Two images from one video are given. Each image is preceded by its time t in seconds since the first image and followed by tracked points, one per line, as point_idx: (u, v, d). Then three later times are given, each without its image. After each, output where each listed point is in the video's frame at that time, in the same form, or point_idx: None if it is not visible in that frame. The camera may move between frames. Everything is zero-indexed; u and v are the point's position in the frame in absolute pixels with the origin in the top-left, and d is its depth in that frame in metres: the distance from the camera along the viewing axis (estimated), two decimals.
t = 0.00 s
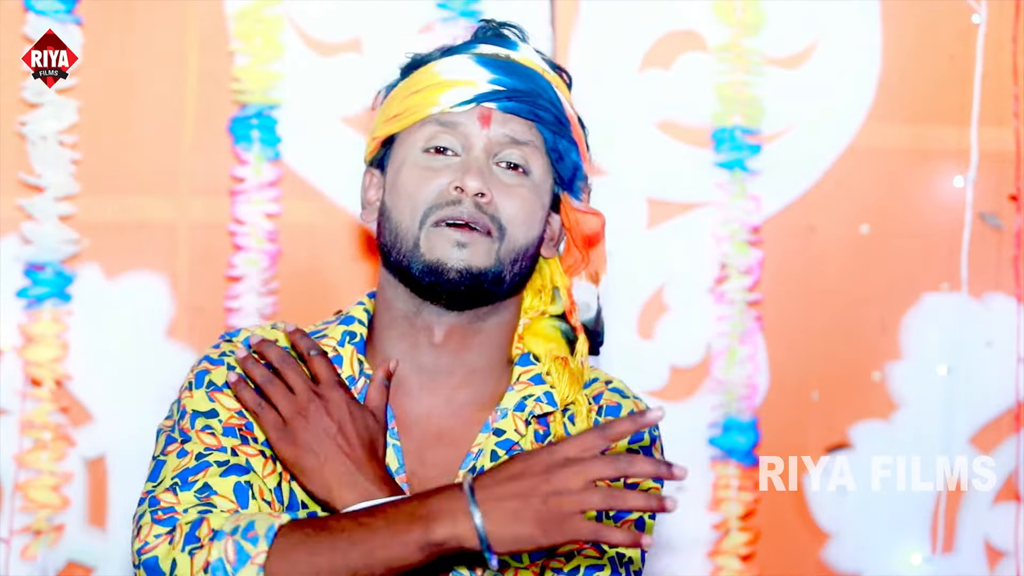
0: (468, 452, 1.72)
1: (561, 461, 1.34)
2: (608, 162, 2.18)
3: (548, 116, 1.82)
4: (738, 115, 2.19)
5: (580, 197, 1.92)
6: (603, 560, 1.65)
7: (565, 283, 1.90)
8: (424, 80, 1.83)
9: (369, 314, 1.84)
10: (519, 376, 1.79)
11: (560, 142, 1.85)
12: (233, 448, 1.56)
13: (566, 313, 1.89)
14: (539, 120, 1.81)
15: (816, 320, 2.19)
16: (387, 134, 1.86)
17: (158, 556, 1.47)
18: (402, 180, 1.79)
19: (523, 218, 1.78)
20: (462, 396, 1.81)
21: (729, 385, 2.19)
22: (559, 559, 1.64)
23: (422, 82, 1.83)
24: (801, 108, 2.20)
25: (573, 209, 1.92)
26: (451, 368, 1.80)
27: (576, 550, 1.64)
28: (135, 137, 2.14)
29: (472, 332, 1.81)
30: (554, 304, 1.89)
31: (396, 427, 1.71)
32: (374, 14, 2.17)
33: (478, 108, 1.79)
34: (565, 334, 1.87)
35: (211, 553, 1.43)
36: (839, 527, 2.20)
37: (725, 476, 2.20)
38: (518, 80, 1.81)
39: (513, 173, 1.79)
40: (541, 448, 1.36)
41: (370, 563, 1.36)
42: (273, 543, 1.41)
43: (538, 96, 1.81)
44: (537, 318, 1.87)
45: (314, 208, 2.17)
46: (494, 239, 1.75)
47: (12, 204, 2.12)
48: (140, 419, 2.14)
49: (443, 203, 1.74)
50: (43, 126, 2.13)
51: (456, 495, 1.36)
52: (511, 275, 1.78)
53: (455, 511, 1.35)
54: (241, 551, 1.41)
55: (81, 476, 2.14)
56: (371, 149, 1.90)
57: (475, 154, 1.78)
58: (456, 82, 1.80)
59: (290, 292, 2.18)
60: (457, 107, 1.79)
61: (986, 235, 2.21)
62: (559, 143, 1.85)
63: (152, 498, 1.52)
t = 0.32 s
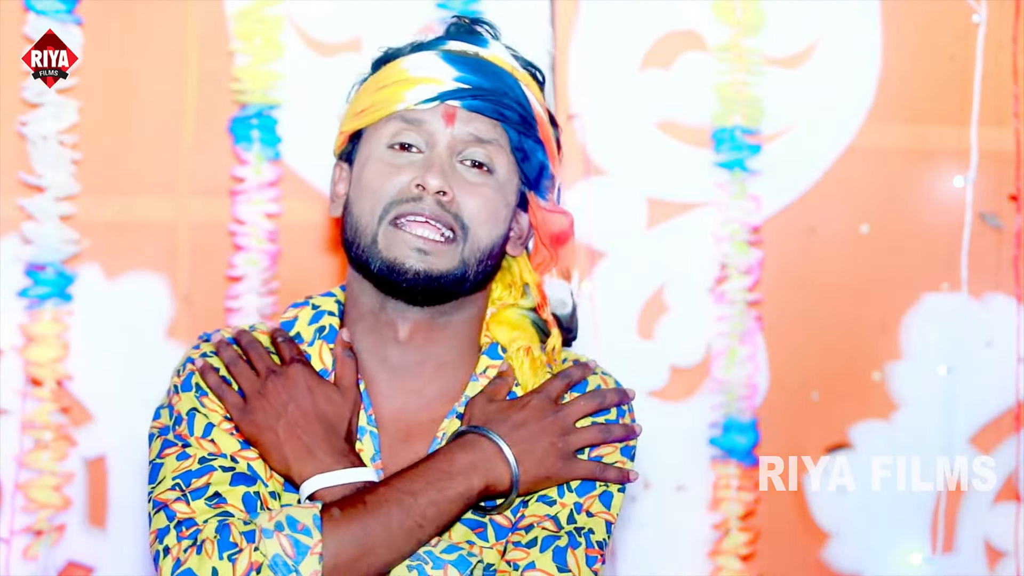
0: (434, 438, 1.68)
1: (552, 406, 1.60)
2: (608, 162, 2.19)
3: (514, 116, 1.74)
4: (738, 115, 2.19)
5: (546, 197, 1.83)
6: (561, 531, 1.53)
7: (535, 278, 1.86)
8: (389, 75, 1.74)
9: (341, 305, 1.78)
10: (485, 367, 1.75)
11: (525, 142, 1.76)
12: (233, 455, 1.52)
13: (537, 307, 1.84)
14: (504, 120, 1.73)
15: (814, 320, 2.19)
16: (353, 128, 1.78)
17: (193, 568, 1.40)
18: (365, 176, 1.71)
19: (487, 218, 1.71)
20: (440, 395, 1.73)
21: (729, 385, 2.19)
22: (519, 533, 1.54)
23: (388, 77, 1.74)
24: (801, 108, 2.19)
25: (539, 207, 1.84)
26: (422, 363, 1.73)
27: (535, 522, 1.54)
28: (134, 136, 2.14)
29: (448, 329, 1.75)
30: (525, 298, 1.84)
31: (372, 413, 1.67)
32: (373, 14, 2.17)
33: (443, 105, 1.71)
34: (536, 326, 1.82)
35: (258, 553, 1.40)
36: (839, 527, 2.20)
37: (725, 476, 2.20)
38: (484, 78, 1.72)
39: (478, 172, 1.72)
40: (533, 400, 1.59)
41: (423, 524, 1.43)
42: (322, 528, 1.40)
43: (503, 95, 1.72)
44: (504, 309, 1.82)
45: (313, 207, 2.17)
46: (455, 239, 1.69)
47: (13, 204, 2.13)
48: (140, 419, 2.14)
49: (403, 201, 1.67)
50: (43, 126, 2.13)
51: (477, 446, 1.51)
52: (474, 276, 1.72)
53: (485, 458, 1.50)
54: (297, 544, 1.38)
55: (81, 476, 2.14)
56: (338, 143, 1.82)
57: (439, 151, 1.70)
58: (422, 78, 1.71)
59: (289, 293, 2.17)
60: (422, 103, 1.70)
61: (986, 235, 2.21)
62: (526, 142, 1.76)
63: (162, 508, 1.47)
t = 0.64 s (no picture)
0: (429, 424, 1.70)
1: (541, 385, 1.59)
2: (607, 161, 2.19)
3: (506, 112, 1.72)
4: (738, 115, 2.19)
5: (537, 189, 1.80)
6: (560, 513, 1.52)
7: (529, 267, 1.84)
8: (378, 72, 1.72)
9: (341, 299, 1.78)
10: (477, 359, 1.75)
11: (517, 137, 1.74)
12: (236, 443, 1.53)
13: (532, 296, 1.82)
14: (495, 117, 1.71)
15: (812, 320, 2.20)
16: (343, 126, 1.75)
17: (186, 550, 1.40)
18: (356, 176, 1.70)
19: (480, 217, 1.69)
20: (440, 389, 1.73)
21: (729, 384, 2.19)
22: (520, 519, 1.54)
23: (377, 74, 1.72)
24: (801, 109, 2.19)
25: (530, 199, 1.81)
26: (420, 361, 1.73)
27: (535, 507, 1.54)
28: (133, 135, 2.14)
29: (444, 324, 1.74)
30: (519, 287, 1.82)
31: (374, 403, 1.70)
32: (373, 14, 2.17)
33: (434, 103, 1.68)
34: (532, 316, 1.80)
35: (253, 532, 1.40)
36: (839, 527, 2.20)
37: (725, 476, 2.20)
38: (474, 74, 1.70)
39: (471, 170, 1.69)
40: (522, 380, 1.58)
41: (416, 504, 1.42)
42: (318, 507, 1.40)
43: (495, 91, 1.70)
44: (498, 299, 1.81)
45: (312, 207, 2.18)
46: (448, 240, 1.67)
47: (12, 204, 2.13)
48: (140, 418, 2.14)
49: (396, 203, 1.65)
50: (43, 126, 2.13)
51: (465, 430, 1.50)
52: (468, 276, 1.70)
53: (473, 441, 1.49)
54: (292, 522, 1.39)
55: (81, 476, 2.14)
56: (328, 140, 1.79)
57: (431, 150, 1.68)
58: (412, 76, 1.68)
59: (289, 292, 2.17)
60: (413, 102, 1.68)
61: (986, 235, 2.21)
62: (517, 138, 1.74)
63: (162, 492, 1.47)
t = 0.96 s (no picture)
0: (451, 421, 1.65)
1: (558, 374, 1.54)
2: (608, 162, 2.19)
3: (491, 98, 1.63)
4: (738, 115, 2.19)
5: (535, 169, 1.70)
6: (581, 503, 1.48)
7: (535, 249, 1.75)
8: (355, 78, 1.63)
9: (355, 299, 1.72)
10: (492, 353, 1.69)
11: (506, 121, 1.65)
12: (256, 447, 1.52)
13: (541, 280, 1.74)
14: (481, 106, 1.62)
15: (811, 321, 2.20)
16: (330, 138, 1.68)
17: (210, 555, 1.39)
18: (351, 186, 1.64)
19: (482, 208, 1.64)
20: (458, 385, 1.67)
21: (729, 385, 2.19)
22: (541, 509, 1.50)
23: (354, 80, 1.63)
24: (801, 109, 2.20)
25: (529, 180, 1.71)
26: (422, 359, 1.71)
27: (556, 497, 1.49)
28: (133, 136, 2.14)
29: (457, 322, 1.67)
30: (527, 273, 1.74)
31: (392, 400, 1.65)
32: (373, 14, 2.17)
33: (418, 102, 1.61)
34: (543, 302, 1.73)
35: (275, 533, 1.38)
36: (838, 527, 2.20)
37: (725, 476, 2.21)
38: (453, 66, 1.61)
39: (466, 163, 1.63)
40: (538, 370, 1.54)
41: (436, 500, 1.39)
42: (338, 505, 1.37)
43: (476, 80, 1.62)
44: (507, 291, 1.73)
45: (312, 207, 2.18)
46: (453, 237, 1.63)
47: (12, 204, 2.13)
48: (139, 418, 2.14)
49: (395, 208, 1.61)
50: (43, 126, 2.13)
51: (482, 423, 1.47)
52: (479, 270, 1.66)
53: (491, 434, 1.46)
54: (312, 521, 1.36)
55: (81, 476, 2.14)
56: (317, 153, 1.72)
57: (422, 150, 1.62)
58: (391, 78, 1.60)
59: (290, 292, 2.18)
60: (396, 105, 1.60)
61: (986, 235, 2.21)
62: (506, 122, 1.65)
63: (184, 499, 1.47)
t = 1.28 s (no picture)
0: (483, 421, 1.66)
1: (596, 366, 1.56)
2: (609, 161, 2.19)
3: (487, 91, 1.64)
4: (738, 115, 2.19)
5: (548, 156, 1.71)
6: (610, 507, 1.47)
7: (566, 244, 1.79)
8: (359, 89, 1.69)
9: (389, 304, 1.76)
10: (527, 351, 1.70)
11: (508, 111, 1.66)
12: (291, 450, 1.53)
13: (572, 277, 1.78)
14: (478, 100, 1.64)
15: (810, 321, 2.20)
16: (346, 149, 1.74)
17: (251, 561, 1.40)
18: (363, 195, 1.68)
19: (490, 202, 1.65)
20: (488, 383, 1.69)
21: (727, 385, 2.20)
22: (570, 512, 1.48)
23: (358, 90, 1.69)
24: (801, 109, 2.20)
25: (548, 169, 1.72)
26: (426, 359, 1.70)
27: (585, 500, 1.48)
28: (134, 137, 2.14)
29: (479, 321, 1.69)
30: (559, 269, 1.79)
31: (423, 400, 1.66)
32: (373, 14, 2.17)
33: (414, 105, 1.64)
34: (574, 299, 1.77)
35: (315, 538, 1.39)
36: (837, 526, 2.20)
37: (725, 476, 2.21)
38: (446, 65, 1.64)
39: (469, 158, 1.65)
40: (574, 363, 1.55)
41: (475, 500, 1.40)
42: (377, 509, 1.39)
43: (469, 74, 1.64)
44: (540, 289, 1.77)
45: (312, 207, 2.17)
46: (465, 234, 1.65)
47: (13, 204, 2.13)
48: (140, 417, 2.14)
49: (403, 211, 1.63)
50: (43, 127, 2.14)
51: (519, 421, 1.48)
52: (495, 264, 1.67)
53: (527, 430, 1.46)
54: (351, 523, 1.38)
55: (81, 476, 2.14)
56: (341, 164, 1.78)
57: (424, 151, 1.64)
58: (387, 84, 1.65)
59: (290, 292, 2.17)
60: (393, 110, 1.64)
61: (986, 235, 2.20)
62: (508, 112, 1.66)
63: (223, 506, 1.48)
